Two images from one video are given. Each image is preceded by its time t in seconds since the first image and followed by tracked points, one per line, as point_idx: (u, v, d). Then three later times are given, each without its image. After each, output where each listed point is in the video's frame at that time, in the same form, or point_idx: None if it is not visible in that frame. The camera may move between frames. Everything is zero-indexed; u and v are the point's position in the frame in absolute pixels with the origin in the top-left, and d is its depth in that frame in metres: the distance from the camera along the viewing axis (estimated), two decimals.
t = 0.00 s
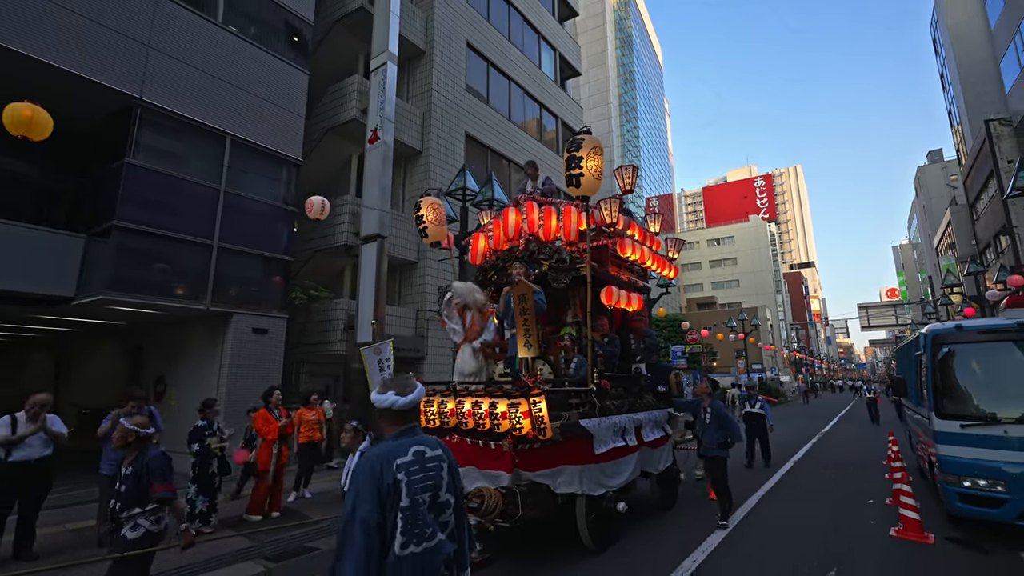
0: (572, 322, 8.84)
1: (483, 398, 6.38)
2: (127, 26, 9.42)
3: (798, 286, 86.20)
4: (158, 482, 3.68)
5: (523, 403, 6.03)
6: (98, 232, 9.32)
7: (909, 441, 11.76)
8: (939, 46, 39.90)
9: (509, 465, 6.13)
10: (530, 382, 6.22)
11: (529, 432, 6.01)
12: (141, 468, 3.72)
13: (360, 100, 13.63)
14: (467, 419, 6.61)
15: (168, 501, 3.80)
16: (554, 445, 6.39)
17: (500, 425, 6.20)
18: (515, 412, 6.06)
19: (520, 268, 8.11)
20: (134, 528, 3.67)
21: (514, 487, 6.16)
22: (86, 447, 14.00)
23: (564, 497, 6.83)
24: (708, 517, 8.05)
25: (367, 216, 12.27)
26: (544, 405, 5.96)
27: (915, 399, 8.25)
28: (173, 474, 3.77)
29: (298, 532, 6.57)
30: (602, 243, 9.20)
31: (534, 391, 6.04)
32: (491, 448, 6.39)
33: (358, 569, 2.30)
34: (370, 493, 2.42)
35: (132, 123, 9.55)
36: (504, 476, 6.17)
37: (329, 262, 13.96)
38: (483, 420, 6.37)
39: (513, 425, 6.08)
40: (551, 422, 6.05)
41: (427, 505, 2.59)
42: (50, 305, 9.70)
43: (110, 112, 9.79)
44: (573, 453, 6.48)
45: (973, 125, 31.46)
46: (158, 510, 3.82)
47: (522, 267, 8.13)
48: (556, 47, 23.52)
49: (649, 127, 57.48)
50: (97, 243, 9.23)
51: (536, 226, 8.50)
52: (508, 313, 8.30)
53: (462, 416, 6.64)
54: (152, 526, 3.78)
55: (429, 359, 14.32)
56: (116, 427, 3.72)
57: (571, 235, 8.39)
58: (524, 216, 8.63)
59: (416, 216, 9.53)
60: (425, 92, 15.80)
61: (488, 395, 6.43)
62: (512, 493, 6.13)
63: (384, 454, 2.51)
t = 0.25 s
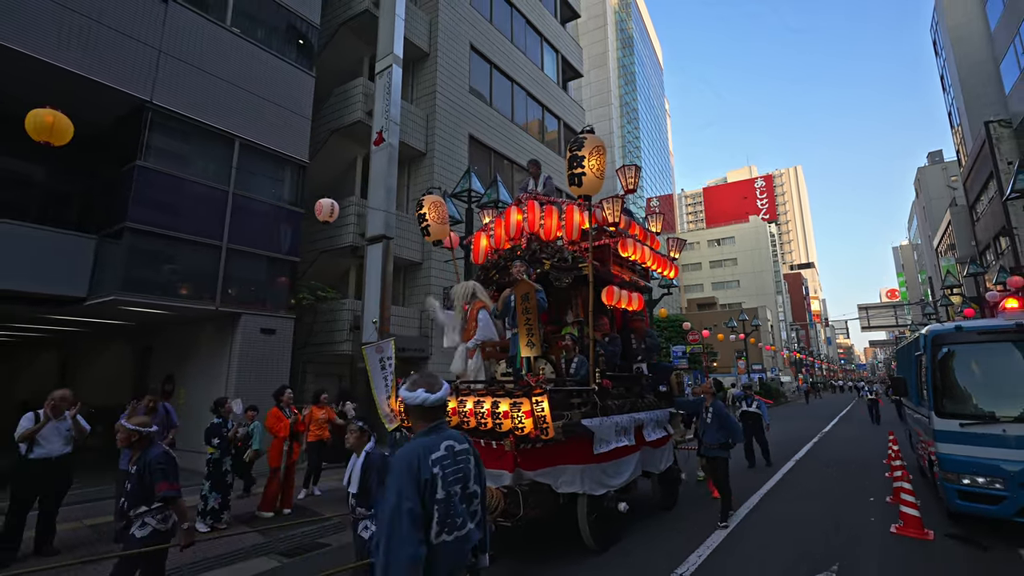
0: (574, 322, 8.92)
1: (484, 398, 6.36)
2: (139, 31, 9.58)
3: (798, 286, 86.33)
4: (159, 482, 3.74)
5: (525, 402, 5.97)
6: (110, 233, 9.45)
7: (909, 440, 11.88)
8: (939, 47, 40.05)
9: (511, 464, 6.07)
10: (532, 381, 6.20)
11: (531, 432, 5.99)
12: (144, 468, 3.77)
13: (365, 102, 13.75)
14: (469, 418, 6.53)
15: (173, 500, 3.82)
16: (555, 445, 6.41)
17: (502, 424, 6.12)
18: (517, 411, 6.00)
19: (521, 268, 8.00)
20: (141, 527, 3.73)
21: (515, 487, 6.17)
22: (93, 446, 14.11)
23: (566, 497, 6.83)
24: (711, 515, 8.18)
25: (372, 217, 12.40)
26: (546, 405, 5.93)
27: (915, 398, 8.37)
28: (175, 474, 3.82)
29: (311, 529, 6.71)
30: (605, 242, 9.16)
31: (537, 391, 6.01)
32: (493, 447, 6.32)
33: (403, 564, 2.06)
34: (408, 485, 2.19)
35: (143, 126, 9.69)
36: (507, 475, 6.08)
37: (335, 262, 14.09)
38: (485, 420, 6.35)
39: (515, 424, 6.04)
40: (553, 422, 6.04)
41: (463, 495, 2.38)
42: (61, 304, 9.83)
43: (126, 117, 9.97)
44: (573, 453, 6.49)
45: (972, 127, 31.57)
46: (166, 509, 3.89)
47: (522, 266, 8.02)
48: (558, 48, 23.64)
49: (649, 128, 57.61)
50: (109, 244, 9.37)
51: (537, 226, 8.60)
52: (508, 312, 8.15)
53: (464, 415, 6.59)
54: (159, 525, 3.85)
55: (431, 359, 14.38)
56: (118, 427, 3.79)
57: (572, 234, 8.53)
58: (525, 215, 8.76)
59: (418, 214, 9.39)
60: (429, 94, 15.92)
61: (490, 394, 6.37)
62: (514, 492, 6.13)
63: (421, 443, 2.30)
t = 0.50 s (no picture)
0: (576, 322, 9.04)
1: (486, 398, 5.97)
2: (150, 36, 9.74)
3: (799, 287, 86.45)
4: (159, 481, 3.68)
5: (528, 402, 5.75)
6: (123, 235, 9.60)
7: (910, 439, 12.00)
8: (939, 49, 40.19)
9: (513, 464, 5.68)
10: (535, 381, 5.92)
11: (534, 432, 5.70)
12: (145, 466, 3.72)
13: (371, 105, 13.88)
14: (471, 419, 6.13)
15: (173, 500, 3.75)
16: (557, 445, 6.22)
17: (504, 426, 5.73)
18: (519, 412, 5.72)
19: (524, 267, 8.04)
20: (141, 527, 3.69)
21: (517, 488, 5.81)
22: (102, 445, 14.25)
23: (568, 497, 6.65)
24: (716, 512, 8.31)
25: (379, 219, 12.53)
26: (550, 405, 5.66)
27: (917, 398, 8.49)
28: (175, 472, 3.76)
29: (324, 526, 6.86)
30: (606, 243, 9.11)
31: (540, 391, 5.73)
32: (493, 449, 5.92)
33: (443, 554, 2.16)
34: (448, 479, 2.27)
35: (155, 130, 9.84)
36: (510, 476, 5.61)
37: (341, 263, 14.23)
38: (488, 421, 5.95)
39: (519, 425, 5.73)
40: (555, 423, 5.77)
41: (498, 490, 2.45)
42: (73, 305, 9.98)
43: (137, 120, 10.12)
44: (575, 453, 6.32)
45: (973, 128, 31.69)
46: (166, 509, 3.84)
47: (525, 266, 8.05)
48: (560, 51, 23.78)
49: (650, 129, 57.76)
50: (122, 246, 9.52)
51: (539, 225, 8.65)
52: (509, 311, 8.47)
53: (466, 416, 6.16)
54: (159, 525, 3.79)
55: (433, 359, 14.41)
56: (120, 427, 3.75)
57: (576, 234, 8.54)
58: (527, 215, 8.75)
59: (421, 214, 9.40)
60: (434, 96, 16.05)
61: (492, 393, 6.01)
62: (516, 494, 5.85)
63: (459, 440, 2.38)
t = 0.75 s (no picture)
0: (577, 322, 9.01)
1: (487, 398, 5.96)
2: (160, 41, 9.92)
3: (799, 287, 86.56)
4: (158, 477, 3.78)
5: (529, 403, 5.76)
6: (134, 238, 9.75)
7: (910, 439, 12.12)
8: (939, 50, 40.32)
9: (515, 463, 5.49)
10: (535, 381, 5.91)
11: (536, 433, 5.79)
12: (146, 463, 3.82)
13: (376, 108, 14.01)
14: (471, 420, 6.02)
15: (173, 496, 3.88)
16: (559, 445, 6.15)
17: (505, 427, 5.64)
18: (520, 413, 5.70)
19: (524, 267, 7.80)
20: (142, 523, 3.77)
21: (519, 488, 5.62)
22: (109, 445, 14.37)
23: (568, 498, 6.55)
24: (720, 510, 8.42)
25: (384, 221, 12.65)
26: (551, 406, 5.69)
27: (917, 398, 8.61)
28: (175, 470, 3.86)
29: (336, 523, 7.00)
30: (606, 242, 9.09)
31: (540, 393, 5.74)
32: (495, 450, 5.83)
33: (472, 547, 2.29)
34: (476, 476, 2.40)
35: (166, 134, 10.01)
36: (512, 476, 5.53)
37: (346, 264, 14.36)
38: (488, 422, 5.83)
39: (520, 425, 5.78)
40: (555, 423, 5.79)
41: (523, 487, 2.58)
42: (83, 306, 10.14)
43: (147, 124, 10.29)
44: (577, 453, 6.22)
45: (973, 129, 31.81)
46: (167, 506, 3.94)
47: (525, 266, 7.81)
48: (562, 53, 23.90)
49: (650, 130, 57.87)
50: (134, 248, 9.68)
51: (540, 225, 8.76)
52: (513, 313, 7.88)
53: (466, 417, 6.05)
54: (161, 521, 3.90)
55: (437, 360, 14.50)
56: (122, 425, 3.91)
57: (576, 235, 8.60)
58: (528, 216, 8.89)
59: (421, 216, 9.35)
60: (438, 99, 16.17)
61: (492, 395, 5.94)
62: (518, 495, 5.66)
63: (486, 439, 2.50)
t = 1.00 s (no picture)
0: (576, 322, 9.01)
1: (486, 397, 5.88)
2: (169, 46, 10.11)
3: (799, 287, 86.70)
4: (165, 477, 3.86)
5: (528, 402, 5.77)
6: (145, 240, 9.93)
7: (909, 437, 12.28)
8: (939, 51, 40.49)
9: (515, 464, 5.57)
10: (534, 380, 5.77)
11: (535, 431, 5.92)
12: (151, 463, 3.88)
13: (381, 111, 14.20)
14: (471, 419, 6.04)
15: (177, 495, 3.94)
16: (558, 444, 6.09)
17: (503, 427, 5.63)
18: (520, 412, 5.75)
19: (523, 267, 7.49)
20: (150, 520, 3.87)
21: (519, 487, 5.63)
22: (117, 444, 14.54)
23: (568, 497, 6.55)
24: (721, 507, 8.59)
25: (389, 223, 12.82)
26: (550, 405, 5.63)
27: (914, 396, 8.78)
28: (180, 470, 3.94)
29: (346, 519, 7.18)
30: (606, 242, 9.24)
31: (540, 391, 5.64)
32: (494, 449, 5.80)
33: (494, 535, 2.44)
34: (495, 468, 2.57)
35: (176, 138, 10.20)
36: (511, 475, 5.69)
37: (352, 265, 14.53)
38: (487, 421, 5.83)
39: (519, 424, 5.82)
40: (556, 422, 5.85)
41: (537, 478, 2.75)
42: (94, 306, 10.32)
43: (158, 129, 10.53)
44: (576, 453, 6.16)
45: (972, 130, 31.94)
46: (174, 503, 4.02)
47: (524, 265, 7.50)
48: (563, 55, 24.06)
49: (651, 131, 58.02)
50: (145, 250, 9.86)
51: (539, 225, 8.73)
52: (512, 311, 7.55)
53: (466, 415, 6.08)
54: (167, 518, 3.97)
55: (440, 360, 14.63)
56: (126, 424, 3.94)
57: (576, 235, 8.66)
58: (527, 216, 8.83)
59: (422, 215, 9.48)
60: (441, 101, 16.34)
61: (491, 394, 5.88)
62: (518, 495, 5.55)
63: (504, 434, 2.66)
